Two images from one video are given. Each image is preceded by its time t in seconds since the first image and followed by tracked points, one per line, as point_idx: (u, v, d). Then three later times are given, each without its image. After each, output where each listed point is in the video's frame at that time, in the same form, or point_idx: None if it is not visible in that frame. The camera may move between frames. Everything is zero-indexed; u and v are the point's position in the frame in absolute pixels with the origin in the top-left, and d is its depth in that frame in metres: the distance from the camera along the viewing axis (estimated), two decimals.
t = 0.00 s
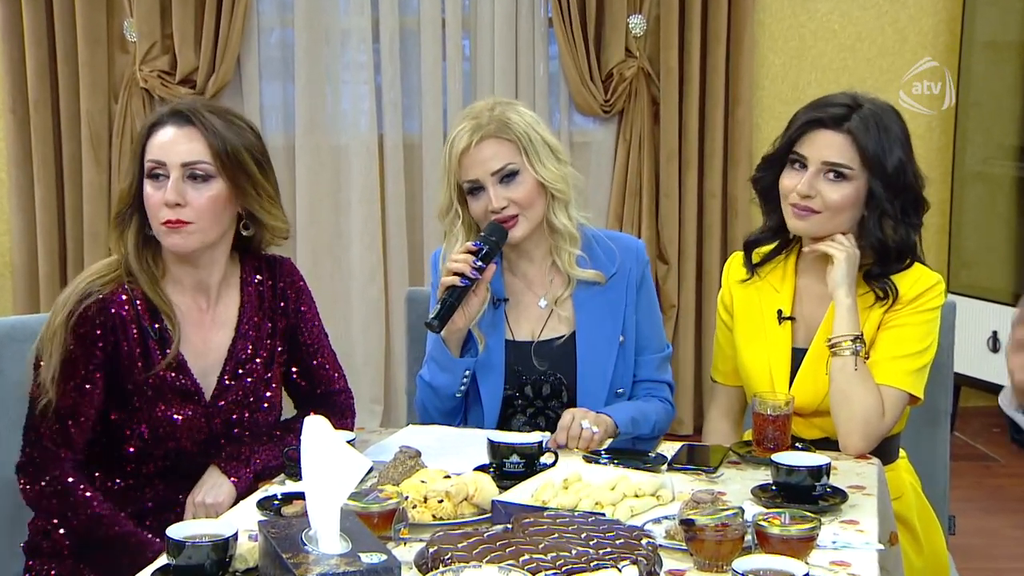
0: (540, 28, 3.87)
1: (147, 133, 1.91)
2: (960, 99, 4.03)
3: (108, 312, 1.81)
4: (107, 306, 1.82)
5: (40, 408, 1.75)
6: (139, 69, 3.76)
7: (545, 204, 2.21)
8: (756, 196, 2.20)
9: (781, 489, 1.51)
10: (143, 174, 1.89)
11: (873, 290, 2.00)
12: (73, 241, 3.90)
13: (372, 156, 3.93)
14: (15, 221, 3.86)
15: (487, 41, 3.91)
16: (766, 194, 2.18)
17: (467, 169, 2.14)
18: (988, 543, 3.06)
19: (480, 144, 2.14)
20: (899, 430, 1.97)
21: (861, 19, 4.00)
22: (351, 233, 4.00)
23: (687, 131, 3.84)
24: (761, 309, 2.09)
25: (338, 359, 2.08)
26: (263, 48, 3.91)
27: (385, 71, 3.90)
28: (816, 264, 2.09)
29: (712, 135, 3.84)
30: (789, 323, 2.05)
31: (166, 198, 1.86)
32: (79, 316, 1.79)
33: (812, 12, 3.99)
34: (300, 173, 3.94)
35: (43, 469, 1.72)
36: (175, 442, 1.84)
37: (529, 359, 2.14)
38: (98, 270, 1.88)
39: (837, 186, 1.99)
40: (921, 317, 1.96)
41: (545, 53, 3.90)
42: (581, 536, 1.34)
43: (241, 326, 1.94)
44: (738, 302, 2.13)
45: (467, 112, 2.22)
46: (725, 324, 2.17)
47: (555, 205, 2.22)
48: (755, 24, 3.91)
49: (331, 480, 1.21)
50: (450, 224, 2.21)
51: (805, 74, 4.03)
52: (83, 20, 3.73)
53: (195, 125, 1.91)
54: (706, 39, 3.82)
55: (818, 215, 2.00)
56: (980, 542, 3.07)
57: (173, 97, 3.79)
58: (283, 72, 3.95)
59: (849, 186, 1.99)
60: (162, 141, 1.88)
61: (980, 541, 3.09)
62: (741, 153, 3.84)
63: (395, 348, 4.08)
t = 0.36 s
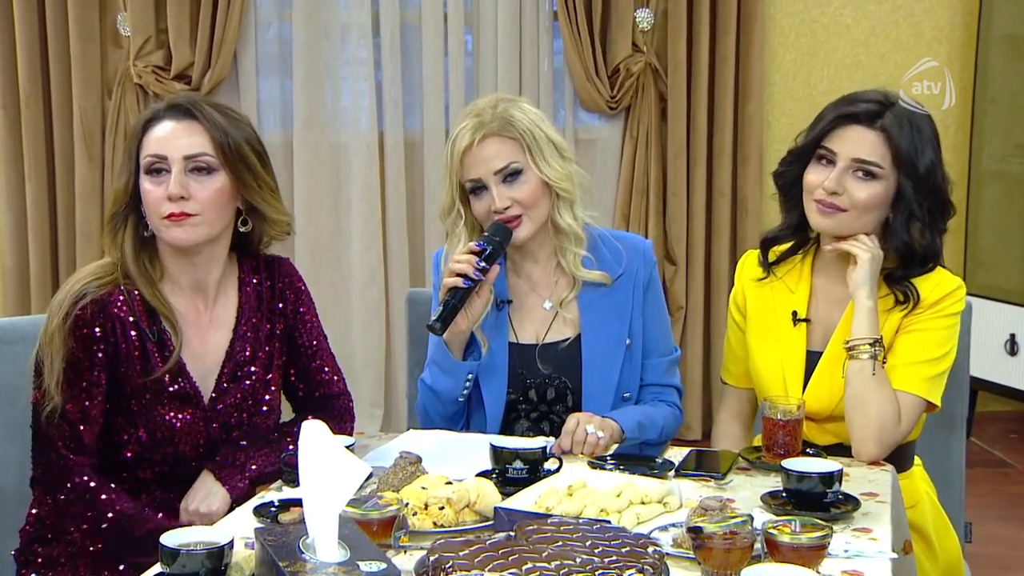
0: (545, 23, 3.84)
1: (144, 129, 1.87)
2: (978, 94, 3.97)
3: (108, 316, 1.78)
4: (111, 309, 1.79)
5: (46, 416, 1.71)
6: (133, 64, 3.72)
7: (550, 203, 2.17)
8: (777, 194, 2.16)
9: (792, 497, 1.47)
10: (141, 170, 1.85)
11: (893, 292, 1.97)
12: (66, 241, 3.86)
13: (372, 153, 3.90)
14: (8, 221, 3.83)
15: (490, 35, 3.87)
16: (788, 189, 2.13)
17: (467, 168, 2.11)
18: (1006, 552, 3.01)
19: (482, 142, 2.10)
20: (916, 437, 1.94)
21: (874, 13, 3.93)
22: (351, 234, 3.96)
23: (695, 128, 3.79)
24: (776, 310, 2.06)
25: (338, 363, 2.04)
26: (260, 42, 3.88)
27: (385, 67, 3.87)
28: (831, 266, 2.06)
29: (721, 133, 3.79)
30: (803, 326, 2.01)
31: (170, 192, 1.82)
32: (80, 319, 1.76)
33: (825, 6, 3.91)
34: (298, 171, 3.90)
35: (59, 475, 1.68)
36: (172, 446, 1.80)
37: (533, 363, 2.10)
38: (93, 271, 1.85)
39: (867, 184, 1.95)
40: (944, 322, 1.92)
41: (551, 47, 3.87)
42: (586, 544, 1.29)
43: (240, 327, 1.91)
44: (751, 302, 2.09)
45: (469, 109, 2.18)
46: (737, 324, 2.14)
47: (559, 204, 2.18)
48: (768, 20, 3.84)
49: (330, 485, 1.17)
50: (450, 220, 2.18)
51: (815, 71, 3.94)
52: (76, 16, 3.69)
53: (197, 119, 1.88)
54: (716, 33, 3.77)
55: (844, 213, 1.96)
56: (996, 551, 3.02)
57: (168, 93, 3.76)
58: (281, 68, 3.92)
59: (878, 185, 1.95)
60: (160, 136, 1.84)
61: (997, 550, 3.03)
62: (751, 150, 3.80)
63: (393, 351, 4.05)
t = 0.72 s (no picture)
0: (547, 17, 3.81)
1: (139, 126, 1.84)
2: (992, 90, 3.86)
3: (103, 318, 1.75)
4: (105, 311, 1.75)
5: (42, 425, 1.67)
6: (125, 60, 3.71)
7: (550, 203, 2.14)
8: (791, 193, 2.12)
9: (800, 505, 1.43)
10: (137, 166, 1.82)
11: (908, 296, 1.94)
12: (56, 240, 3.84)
13: (371, 151, 3.87)
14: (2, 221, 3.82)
15: (490, 28, 3.83)
16: (800, 187, 2.09)
17: (466, 167, 2.08)
18: None
19: (481, 141, 2.07)
20: (928, 444, 1.91)
21: (884, 7, 3.87)
22: (348, 234, 3.93)
23: (701, 126, 3.75)
24: (786, 312, 2.03)
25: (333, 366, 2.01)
26: (255, 38, 3.85)
27: (384, 62, 3.84)
28: (841, 267, 2.02)
29: (728, 132, 3.75)
30: (814, 329, 1.97)
31: (172, 186, 1.80)
32: (76, 323, 1.72)
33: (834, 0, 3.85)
34: (294, 169, 3.88)
35: (45, 481, 1.64)
36: (168, 451, 1.77)
37: (534, 364, 2.07)
38: (86, 272, 1.81)
39: (884, 182, 1.91)
40: (960, 327, 1.90)
41: (552, 42, 3.82)
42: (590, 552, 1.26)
43: (237, 328, 1.88)
44: (762, 304, 2.06)
45: (468, 107, 2.14)
46: (746, 326, 2.11)
47: (561, 204, 2.15)
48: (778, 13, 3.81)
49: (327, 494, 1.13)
50: (449, 221, 2.15)
51: (825, 66, 3.89)
52: (67, 10, 3.68)
53: (197, 114, 1.86)
54: (723, 27, 3.73)
55: (859, 213, 1.93)
56: (1013, 561, 2.96)
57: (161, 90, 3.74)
58: (277, 65, 3.90)
59: (895, 184, 1.91)
60: (156, 133, 1.82)
61: (1013, 560, 2.98)
62: (759, 147, 3.75)
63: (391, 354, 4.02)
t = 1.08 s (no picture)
0: (549, 13, 3.79)
1: (132, 123, 1.81)
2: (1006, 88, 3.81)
3: (96, 320, 1.72)
4: (96, 312, 1.72)
5: (36, 426, 1.64)
6: (116, 58, 3.67)
7: (554, 212, 2.09)
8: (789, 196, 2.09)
9: (808, 514, 1.39)
10: (131, 163, 1.79)
11: (910, 298, 1.91)
12: (46, 242, 3.81)
13: (369, 150, 3.84)
14: None
15: (491, 25, 3.80)
16: (798, 189, 2.06)
17: (468, 180, 2.04)
18: None
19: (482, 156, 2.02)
20: (938, 451, 1.87)
21: (895, 3, 3.84)
22: (345, 236, 3.90)
23: (707, 125, 3.73)
24: (788, 317, 1.99)
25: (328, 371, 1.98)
26: (251, 34, 3.83)
27: (382, 59, 3.81)
28: (844, 271, 1.99)
29: (734, 131, 3.72)
30: (817, 334, 1.94)
31: (168, 184, 1.77)
32: (70, 324, 1.69)
33: None
34: (290, 170, 3.85)
35: (35, 484, 1.60)
36: (159, 455, 1.73)
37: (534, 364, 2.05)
38: (76, 272, 1.78)
39: (885, 186, 1.88)
40: (966, 328, 1.86)
41: (556, 37, 3.81)
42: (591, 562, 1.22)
43: (230, 330, 1.85)
44: (762, 309, 2.03)
45: (467, 109, 2.10)
46: (749, 334, 2.07)
47: (564, 211, 2.10)
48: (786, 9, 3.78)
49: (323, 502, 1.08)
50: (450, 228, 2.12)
51: (835, 63, 3.86)
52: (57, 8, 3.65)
53: (192, 112, 1.83)
54: (729, 23, 3.70)
55: (857, 217, 1.90)
56: None
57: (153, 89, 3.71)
58: (272, 63, 3.87)
59: (894, 187, 1.88)
60: (150, 131, 1.79)
61: None
62: (766, 147, 3.72)
63: (390, 358, 3.99)
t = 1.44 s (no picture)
0: (550, 11, 3.76)
1: (123, 123, 1.77)
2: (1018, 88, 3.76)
3: (85, 322, 1.69)
4: (85, 314, 1.69)
5: (30, 427, 1.61)
6: (106, 56, 3.65)
7: (557, 215, 2.06)
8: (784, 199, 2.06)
9: (816, 524, 1.36)
10: (124, 162, 1.76)
11: (912, 303, 1.88)
12: (36, 245, 3.78)
13: (365, 151, 3.81)
14: None
15: (491, 23, 3.78)
16: (793, 194, 2.03)
17: (471, 182, 2.01)
18: None
19: (482, 157, 1.99)
20: (947, 458, 1.83)
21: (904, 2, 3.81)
22: (340, 239, 3.87)
23: (712, 126, 3.69)
24: (789, 323, 1.96)
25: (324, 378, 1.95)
26: (245, 32, 3.81)
27: (379, 57, 3.78)
28: (846, 275, 1.96)
29: (740, 132, 3.69)
30: (819, 340, 1.91)
31: (161, 183, 1.74)
32: (59, 325, 1.66)
33: None
34: (284, 171, 3.82)
35: (26, 490, 1.58)
36: (149, 461, 1.70)
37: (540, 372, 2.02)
38: (64, 275, 1.75)
39: (881, 188, 1.84)
40: (970, 332, 1.83)
41: (557, 36, 3.78)
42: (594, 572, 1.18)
43: (223, 335, 1.82)
44: (762, 315, 2.00)
45: (468, 112, 2.07)
46: (750, 341, 2.04)
47: (566, 216, 2.07)
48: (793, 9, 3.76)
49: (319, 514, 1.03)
50: (455, 232, 2.10)
51: (843, 63, 3.83)
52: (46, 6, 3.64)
53: (186, 112, 1.80)
54: (734, 22, 3.67)
55: (852, 221, 1.86)
56: None
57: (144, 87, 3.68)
58: (267, 62, 3.85)
59: (889, 191, 1.85)
60: (142, 129, 1.76)
61: None
62: (773, 148, 3.69)
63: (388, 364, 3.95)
